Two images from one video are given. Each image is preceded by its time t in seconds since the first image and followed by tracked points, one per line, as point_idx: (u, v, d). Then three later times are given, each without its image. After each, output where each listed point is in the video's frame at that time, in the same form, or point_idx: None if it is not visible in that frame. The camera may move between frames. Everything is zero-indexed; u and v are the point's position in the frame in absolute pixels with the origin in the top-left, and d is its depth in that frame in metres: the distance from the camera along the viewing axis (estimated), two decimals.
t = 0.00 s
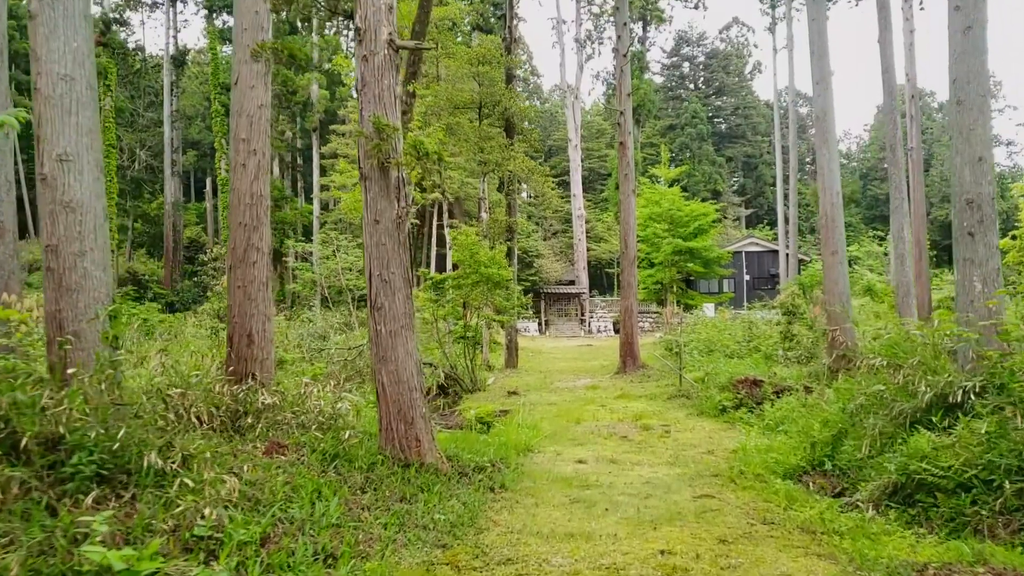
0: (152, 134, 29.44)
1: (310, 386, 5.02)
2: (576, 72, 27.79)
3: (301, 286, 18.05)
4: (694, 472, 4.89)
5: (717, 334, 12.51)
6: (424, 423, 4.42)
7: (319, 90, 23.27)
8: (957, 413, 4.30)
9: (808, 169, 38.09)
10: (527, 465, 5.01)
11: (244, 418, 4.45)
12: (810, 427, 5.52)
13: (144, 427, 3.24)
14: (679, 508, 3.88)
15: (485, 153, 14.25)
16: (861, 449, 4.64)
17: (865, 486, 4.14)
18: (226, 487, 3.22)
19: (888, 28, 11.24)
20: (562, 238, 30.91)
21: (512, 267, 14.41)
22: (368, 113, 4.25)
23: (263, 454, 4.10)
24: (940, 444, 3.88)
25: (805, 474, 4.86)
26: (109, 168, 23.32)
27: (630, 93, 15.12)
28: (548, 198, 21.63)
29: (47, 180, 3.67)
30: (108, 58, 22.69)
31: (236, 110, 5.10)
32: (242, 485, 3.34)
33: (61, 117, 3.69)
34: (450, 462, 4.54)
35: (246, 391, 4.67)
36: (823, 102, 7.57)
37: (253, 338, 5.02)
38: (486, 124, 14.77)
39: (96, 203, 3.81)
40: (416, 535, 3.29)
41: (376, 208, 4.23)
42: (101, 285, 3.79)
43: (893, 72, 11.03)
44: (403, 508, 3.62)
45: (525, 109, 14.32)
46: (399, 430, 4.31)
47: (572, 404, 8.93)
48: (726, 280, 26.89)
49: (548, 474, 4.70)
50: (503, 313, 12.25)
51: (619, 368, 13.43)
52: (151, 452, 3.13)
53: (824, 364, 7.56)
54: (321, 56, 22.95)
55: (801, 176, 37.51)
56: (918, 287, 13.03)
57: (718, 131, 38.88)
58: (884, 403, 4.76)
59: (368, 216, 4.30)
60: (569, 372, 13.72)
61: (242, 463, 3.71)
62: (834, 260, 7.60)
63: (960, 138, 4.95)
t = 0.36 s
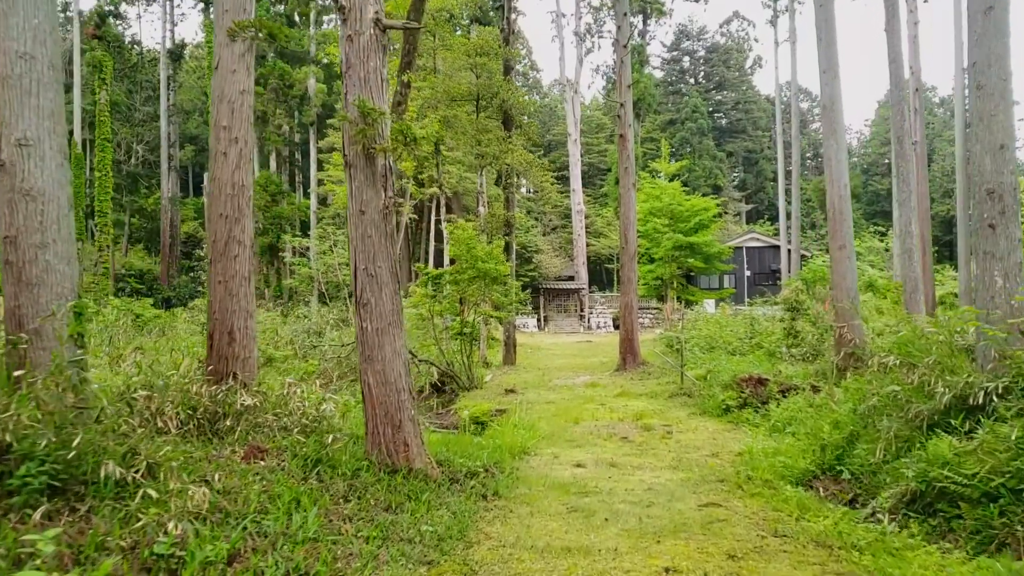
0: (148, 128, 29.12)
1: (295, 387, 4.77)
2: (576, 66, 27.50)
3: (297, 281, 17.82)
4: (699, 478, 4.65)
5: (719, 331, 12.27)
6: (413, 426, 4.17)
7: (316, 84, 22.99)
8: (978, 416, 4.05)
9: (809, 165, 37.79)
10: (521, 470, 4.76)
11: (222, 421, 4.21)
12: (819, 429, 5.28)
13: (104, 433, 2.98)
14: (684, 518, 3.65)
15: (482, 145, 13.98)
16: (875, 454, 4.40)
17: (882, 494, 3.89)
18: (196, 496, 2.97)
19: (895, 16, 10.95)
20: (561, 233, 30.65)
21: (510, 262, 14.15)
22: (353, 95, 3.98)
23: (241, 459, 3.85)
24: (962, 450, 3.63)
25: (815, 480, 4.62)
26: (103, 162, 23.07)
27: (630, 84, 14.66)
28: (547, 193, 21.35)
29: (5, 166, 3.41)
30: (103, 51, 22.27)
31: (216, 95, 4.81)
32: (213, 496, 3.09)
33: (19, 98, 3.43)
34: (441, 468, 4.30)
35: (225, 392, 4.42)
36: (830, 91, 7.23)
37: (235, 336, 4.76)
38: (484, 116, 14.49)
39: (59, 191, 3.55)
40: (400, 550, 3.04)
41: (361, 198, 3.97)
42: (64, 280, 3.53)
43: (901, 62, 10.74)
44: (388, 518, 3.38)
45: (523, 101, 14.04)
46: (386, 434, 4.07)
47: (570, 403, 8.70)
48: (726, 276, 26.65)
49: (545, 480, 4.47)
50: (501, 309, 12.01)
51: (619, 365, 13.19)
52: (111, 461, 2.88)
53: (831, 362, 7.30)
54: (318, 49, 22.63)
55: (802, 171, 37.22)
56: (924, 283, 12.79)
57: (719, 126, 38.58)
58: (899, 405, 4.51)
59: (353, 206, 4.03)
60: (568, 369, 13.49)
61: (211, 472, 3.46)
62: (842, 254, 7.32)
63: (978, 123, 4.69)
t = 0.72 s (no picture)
0: (145, 127, 28.78)
1: (278, 390, 4.51)
2: (576, 64, 27.21)
3: (294, 281, 17.58)
4: (707, 486, 4.39)
5: (723, 330, 12.01)
6: (402, 432, 3.91)
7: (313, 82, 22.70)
8: (1005, 421, 3.79)
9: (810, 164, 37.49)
10: (517, 477, 4.51)
11: (198, 427, 3.95)
12: (830, 434, 5.02)
13: (56, 443, 2.73)
14: (692, 533, 3.40)
15: (480, 141, 13.70)
16: (892, 462, 4.13)
17: (904, 505, 3.63)
18: (160, 511, 2.71)
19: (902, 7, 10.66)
20: (562, 232, 30.38)
21: (509, 261, 13.88)
22: (338, 80, 3.72)
23: (216, 468, 3.60)
24: (991, 458, 3.35)
25: (828, 490, 4.36)
26: (98, 162, 22.80)
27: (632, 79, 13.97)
28: (547, 192, 21.03)
29: None
30: (97, 48, 21.94)
31: (195, 81, 4.54)
32: (175, 511, 2.83)
33: None
34: (433, 477, 4.05)
35: (202, 396, 4.16)
36: (839, 82, 6.91)
37: (215, 336, 4.51)
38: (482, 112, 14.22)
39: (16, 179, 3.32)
40: (383, 569, 2.78)
41: (346, 188, 3.72)
42: (18, 275, 3.30)
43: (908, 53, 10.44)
44: (372, 535, 3.14)
45: (522, 97, 13.76)
46: (373, 442, 3.81)
47: (571, 405, 8.44)
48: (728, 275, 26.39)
49: (544, 489, 4.22)
50: (500, 309, 11.74)
51: (620, 366, 12.93)
52: (59, 474, 2.62)
53: (840, 363, 7.03)
54: (314, 46, 22.31)
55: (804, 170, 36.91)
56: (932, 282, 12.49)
57: (720, 125, 38.29)
58: (919, 410, 4.24)
59: (338, 196, 3.77)
60: (568, 369, 13.24)
61: (180, 484, 3.20)
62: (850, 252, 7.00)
63: (1002, 110, 4.43)
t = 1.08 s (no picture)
0: (141, 127, 28.50)
1: (261, 397, 4.24)
2: (575, 64, 26.97)
3: (289, 282, 17.32)
4: (715, 499, 4.14)
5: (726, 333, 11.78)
6: (390, 442, 3.66)
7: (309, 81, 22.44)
8: None
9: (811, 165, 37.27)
10: (514, 490, 4.26)
11: (173, 437, 3.69)
12: (844, 442, 4.78)
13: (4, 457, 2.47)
14: (704, 552, 3.15)
15: (478, 140, 13.45)
16: (915, 473, 3.88)
17: (931, 522, 3.38)
18: (122, 531, 2.46)
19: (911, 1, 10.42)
20: (561, 234, 30.12)
21: (508, 262, 13.62)
22: (323, 63, 3.47)
23: (191, 481, 3.34)
24: None
25: (844, 503, 4.12)
26: (92, 162, 22.54)
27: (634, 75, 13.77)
28: (545, 193, 20.78)
29: None
30: (91, 47, 21.66)
31: (173, 68, 4.27)
32: (139, 532, 2.57)
33: None
34: (424, 490, 3.80)
35: (178, 403, 3.90)
36: (849, 76, 6.68)
37: (195, 339, 4.23)
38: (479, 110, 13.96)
39: None
40: None
41: (332, 180, 3.46)
42: None
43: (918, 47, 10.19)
44: (356, 555, 2.88)
45: (521, 95, 13.51)
46: (359, 453, 3.55)
47: (571, 410, 8.19)
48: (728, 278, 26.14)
49: (544, 502, 3.96)
50: (498, 311, 11.49)
51: (620, 369, 12.68)
52: (6, 494, 2.37)
53: (850, 367, 6.77)
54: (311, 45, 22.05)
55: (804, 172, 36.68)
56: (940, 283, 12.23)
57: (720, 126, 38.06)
58: (943, 419, 3.99)
59: (323, 189, 3.51)
60: (568, 372, 12.98)
61: (149, 501, 2.94)
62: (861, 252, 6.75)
63: None
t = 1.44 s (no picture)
0: (138, 129, 28.31)
1: (244, 406, 4.00)
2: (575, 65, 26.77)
3: (286, 285, 17.11)
4: (725, 514, 3.92)
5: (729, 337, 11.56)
6: (379, 455, 3.42)
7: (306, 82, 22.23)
8: None
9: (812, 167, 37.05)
10: (512, 505, 4.02)
11: (148, 448, 3.47)
12: (859, 453, 4.56)
13: None
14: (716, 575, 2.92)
15: (476, 140, 13.23)
16: (937, 488, 3.65)
17: (959, 542, 3.15)
18: (78, 556, 2.23)
19: None
20: (561, 236, 29.90)
21: (507, 263, 13.39)
22: (306, 49, 3.24)
23: (164, 497, 3.11)
24: None
25: (861, 518, 3.89)
26: (88, 164, 22.33)
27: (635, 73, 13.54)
28: (545, 195, 20.57)
29: None
30: (87, 47, 21.44)
31: (151, 58, 4.04)
32: (98, 558, 2.35)
33: None
34: (414, 506, 3.56)
35: (155, 413, 3.67)
36: (859, 71, 6.46)
37: (173, 345, 3.99)
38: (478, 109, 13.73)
39: None
40: None
41: (316, 174, 3.24)
42: None
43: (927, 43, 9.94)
44: None
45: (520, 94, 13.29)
46: (345, 467, 3.32)
47: (571, 416, 7.97)
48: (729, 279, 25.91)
49: (542, 518, 3.73)
50: (497, 314, 11.26)
51: (622, 373, 12.45)
52: None
53: (860, 372, 6.53)
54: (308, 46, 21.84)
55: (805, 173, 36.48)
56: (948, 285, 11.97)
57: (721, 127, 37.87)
58: (966, 430, 3.77)
59: (307, 184, 3.28)
60: (568, 376, 12.75)
61: (117, 523, 2.71)
62: (872, 253, 6.52)
63: None
